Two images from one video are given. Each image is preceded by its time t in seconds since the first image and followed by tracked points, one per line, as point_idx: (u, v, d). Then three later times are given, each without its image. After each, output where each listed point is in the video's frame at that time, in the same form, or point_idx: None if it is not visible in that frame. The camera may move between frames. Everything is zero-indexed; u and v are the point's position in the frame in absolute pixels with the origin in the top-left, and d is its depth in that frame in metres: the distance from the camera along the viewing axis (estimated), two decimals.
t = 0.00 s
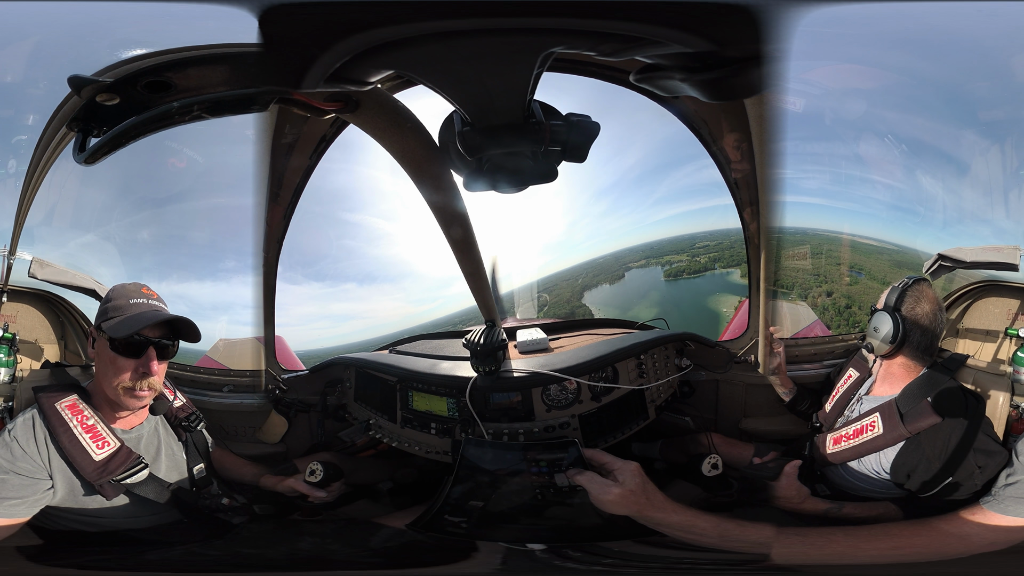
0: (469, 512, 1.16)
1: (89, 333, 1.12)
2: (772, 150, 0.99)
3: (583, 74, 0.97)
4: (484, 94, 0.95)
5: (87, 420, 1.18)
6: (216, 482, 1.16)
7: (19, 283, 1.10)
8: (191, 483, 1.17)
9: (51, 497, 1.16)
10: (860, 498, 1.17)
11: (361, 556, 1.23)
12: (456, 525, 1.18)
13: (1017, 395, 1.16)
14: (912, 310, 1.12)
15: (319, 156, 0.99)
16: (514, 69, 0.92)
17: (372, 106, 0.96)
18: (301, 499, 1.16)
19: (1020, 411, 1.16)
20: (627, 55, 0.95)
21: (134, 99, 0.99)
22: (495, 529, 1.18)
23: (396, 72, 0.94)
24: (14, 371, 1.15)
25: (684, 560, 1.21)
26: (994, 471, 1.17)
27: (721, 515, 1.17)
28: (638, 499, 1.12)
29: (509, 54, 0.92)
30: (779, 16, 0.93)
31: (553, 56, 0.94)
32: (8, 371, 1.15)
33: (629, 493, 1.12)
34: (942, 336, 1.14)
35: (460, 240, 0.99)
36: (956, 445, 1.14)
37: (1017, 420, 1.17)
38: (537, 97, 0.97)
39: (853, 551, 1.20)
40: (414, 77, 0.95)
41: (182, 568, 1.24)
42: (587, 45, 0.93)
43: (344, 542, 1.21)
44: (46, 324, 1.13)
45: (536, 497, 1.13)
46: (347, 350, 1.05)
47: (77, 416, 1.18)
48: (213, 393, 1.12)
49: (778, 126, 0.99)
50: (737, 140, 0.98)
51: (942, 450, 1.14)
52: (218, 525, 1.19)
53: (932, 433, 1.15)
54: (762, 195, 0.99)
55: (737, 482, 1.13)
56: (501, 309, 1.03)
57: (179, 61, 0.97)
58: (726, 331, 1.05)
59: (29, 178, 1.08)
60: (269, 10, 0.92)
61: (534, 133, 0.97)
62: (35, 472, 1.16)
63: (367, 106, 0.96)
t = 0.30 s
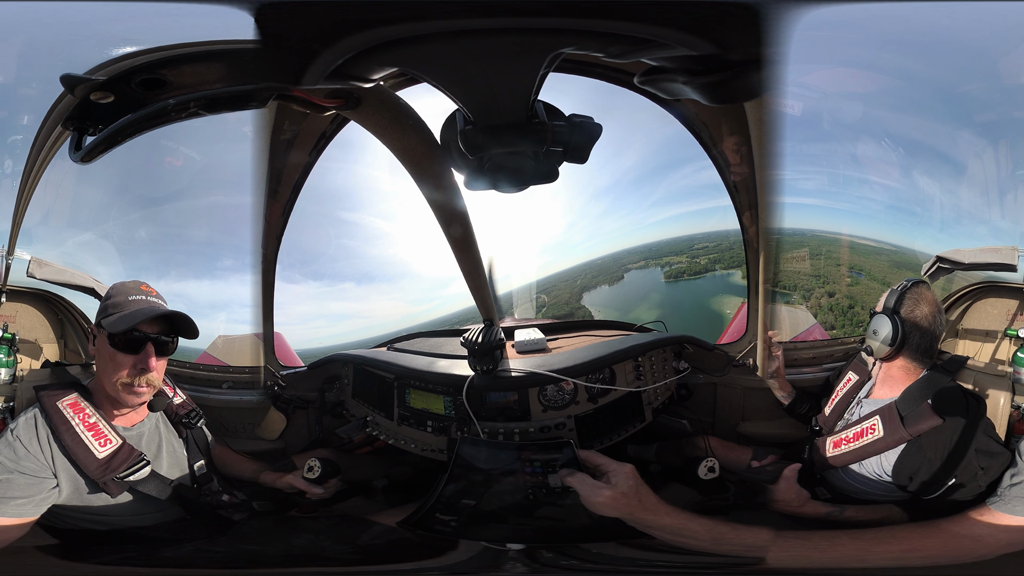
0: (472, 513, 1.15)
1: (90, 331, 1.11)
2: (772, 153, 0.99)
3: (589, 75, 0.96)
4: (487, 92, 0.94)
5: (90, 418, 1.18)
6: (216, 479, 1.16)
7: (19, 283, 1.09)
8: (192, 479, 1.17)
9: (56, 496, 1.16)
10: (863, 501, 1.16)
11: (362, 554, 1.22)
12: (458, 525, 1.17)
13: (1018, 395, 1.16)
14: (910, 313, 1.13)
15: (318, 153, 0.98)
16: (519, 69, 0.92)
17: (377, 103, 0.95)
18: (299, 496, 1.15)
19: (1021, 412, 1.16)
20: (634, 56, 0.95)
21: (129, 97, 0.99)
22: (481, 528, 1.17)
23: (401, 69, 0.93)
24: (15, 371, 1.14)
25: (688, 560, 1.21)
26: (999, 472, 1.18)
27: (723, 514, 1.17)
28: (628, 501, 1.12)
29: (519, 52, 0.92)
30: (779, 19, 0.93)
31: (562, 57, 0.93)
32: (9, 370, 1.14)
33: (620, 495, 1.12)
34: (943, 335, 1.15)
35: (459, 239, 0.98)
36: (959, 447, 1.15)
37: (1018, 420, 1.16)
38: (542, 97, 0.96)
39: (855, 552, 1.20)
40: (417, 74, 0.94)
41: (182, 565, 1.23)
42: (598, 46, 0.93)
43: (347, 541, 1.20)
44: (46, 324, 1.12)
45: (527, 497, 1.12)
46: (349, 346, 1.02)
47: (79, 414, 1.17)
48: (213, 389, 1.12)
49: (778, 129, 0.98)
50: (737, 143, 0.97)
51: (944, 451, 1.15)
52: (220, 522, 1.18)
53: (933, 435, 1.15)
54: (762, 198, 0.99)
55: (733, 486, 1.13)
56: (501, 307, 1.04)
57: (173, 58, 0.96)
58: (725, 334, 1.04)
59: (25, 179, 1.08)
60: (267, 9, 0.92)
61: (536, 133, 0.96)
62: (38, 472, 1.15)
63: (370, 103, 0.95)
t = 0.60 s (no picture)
0: (473, 514, 1.15)
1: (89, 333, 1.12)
2: (771, 154, 0.99)
3: (592, 76, 0.95)
4: (488, 92, 0.94)
5: (91, 417, 1.17)
6: (216, 477, 1.16)
7: (17, 283, 1.09)
8: (192, 478, 1.17)
9: (58, 495, 1.16)
10: (860, 501, 1.16)
11: (363, 554, 1.21)
12: (459, 525, 1.16)
13: (1017, 395, 1.16)
14: (907, 313, 1.12)
15: (319, 150, 0.98)
16: (519, 70, 0.92)
17: (376, 101, 0.95)
18: (296, 494, 1.15)
19: (1021, 412, 1.16)
20: (636, 57, 0.94)
21: (125, 95, 0.98)
22: (474, 527, 1.16)
23: (402, 68, 0.93)
24: (14, 370, 1.15)
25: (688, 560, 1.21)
26: (997, 473, 1.18)
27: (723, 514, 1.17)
28: (617, 501, 1.12)
29: (520, 52, 0.91)
30: (777, 21, 0.93)
31: (564, 58, 0.93)
32: (9, 370, 1.15)
33: (610, 495, 1.11)
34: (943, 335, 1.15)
35: (458, 239, 0.98)
36: (957, 448, 1.15)
37: (1018, 421, 1.17)
38: (543, 98, 0.96)
39: (858, 555, 1.21)
40: (419, 74, 0.93)
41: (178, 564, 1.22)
42: (601, 47, 0.93)
43: (345, 541, 1.19)
44: (45, 323, 1.12)
45: (523, 496, 1.12)
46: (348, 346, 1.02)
47: (80, 413, 1.17)
48: (212, 387, 1.12)
49: (778, 131, 0.98)
50: (737, 145, 0.97)
51: (943, 452, 1.15)
52: (219, 520, 1.17)
53: (931, 435, 1.15)
54: (761, 200, 0.99)
55: (732, 487, 1.13)
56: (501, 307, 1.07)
57: (170, 56, 0.96)
58: (724, 335, 1.04)
59: (23, 178, 1.07)
60: (267, 9, 0.92)
61: (536, 134, 0.96)
62: (40, 471, 1.15)
63: (371, 102, 0.95)
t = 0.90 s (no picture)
0: (473, 514, 1.15)
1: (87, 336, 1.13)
2: (770, 154, 0.99)
3: (593, 76, 0.95)
4: (487, 93, 0.94)
5: (90, 420, 1.17)
6: (216, 478, 1.16)
7: (17, 283, 1.09)
8: (192, 478, 1.17)
9: (55, 496, 1.16)
10: (853, 501, 1.16)
11: (364, 555, 1.21)
12: (460, 525, 1.16)
13: (1017, 395, 1.17)
14: (901, 311, 1.11)
15: (318, 150, 0.97)
16: (519, 71, 0.92)
17: (374, 101, 0.94)
18: (297, 495, 1.15)
19: (1019, 412, 1.17)
20: (637, 57, 0.94)
21: (125, 96, 0.98)
22: (475, 527, 1.16)
23: (401, 68, 0.93)
24: (14, 371, 1.14)
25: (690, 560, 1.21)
26: (994, 473, 1.19)
27: (724, 514, 1.17)
28: (619, 500, 1.12)
29: (520, 52, 0.91)
30: (778, 21, 0.93)
31: (563, 57, 0.92)
32: (8, 370, 1.14)
33: (615, 495, 1.11)
34: (937, 334, 1.14)
35: (458, 238, 0.98)
36: (953, 448, 1.15)
37: (1016, 421, 1.17)
38: (542, 98, 0.96)
39: (858, 555, 1.21)
40: (418, 74, 0.93)
41: (179, 565, 1.21)
42: (601, 47, 0.93)
43: (346, 541, 1.19)
44: (45, 323, 1.12)
45: (523, 496, 1.12)
46: (348, 346, 1.02)
47: (80, 415, 1.17)
48: (211, 388, 1.13)
49: (778, 132, 0.99)
50: (736, 145, 0.97)
51: (938, 451, 1.15)
52: (220, 521, 1.18)
53: (925, 434, 1.14)
54: (761, 200, 0.99)
55: (731, 487, 1.14)
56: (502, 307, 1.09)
57: (168, 56, 0.96)
58: (723, 336, 1.04)
59: (23, 177, 1.07)
60: (267, 9, 0.92)
61: (536, 134, 0.96)
62: (38, 472, 1.15)
63: (370, 103, 0.94)
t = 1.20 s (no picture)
0: (475, 514, 1.15)
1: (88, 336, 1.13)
2: (770, 155, 0.99)
3: (594, 76, 0.95)
4: (488, 92, 0.94)
5: (92, 418, 1.18)
6: (217, 477, 1.16)
7: (17, 283, 1.09)
8: (193, 477, 1.17)
9: (58, 495, 1.16)
10: (850, 501, 1.17)
11: (365, 555, 1.21)
12: (462, 525, 1.16)
13: (1017, 394, 1.16)
14: (897, 312, 1.11)
15: (317, 151, 0.97)
16: (523, 70, 0.92)
17: (375, 99, 0.94)
18: (296, 494, 1.14)
19: (1020, 412, 1.16)
20: (637, 58, 0.94)
21: (125, 95, 0.99)
22: (477, 527, 1.16)
23: (402, 67, 0.93)
24: (14, 371, 1.15)
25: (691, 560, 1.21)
26: (993, 475, 1.19)
27: (726, 514, 1.17)
28: (616, 499, 1.12)
29: (521, 53, 0.92)
30: (778, 21, 0.93)
31: (565, 57, 0.93)
32: (9, 371, 1.15)
33: (617, 496, 1.11)
34: (937, 333, 1.14)
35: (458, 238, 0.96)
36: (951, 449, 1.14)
37: (1018, 421, 1.17)
38: (543, 97, 0.95)
39: (860, 556, 1.20)
40: (420, 73, 0.93)
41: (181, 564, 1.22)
42: (602, 47, 0.93)
43: (346, 540, 1.19)
44: (44, 323, 1.12)
45: (522, 496, 1.12)
46: (346, 346, 1.01)
47: (81, 415, 1.17)
48: (211, 387, 1.13)
49: (778, 133, 0.98)
50: (737, 146, 0.97)
51: (935, 452, 1.14)
52: (220, 520, 1.18)
53: (922, 434, 1.15)
54: (761, 201, 0.99)
55: (732, 487, 1.13)
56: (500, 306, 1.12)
57: (168, 55, 0.97)
58: (723, 337, 1.04)
59: (22, 177, 1.07)
60: (268, 8, 0.91)
61: (537, 133, 0.96)
62: (42, 471, 1.15)
63: (369, 100, 0.94)
